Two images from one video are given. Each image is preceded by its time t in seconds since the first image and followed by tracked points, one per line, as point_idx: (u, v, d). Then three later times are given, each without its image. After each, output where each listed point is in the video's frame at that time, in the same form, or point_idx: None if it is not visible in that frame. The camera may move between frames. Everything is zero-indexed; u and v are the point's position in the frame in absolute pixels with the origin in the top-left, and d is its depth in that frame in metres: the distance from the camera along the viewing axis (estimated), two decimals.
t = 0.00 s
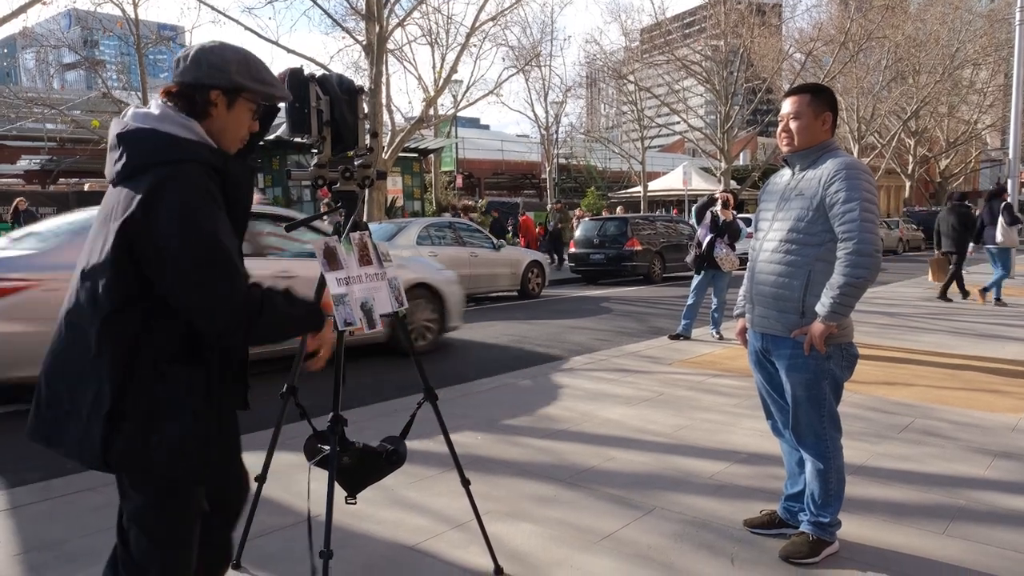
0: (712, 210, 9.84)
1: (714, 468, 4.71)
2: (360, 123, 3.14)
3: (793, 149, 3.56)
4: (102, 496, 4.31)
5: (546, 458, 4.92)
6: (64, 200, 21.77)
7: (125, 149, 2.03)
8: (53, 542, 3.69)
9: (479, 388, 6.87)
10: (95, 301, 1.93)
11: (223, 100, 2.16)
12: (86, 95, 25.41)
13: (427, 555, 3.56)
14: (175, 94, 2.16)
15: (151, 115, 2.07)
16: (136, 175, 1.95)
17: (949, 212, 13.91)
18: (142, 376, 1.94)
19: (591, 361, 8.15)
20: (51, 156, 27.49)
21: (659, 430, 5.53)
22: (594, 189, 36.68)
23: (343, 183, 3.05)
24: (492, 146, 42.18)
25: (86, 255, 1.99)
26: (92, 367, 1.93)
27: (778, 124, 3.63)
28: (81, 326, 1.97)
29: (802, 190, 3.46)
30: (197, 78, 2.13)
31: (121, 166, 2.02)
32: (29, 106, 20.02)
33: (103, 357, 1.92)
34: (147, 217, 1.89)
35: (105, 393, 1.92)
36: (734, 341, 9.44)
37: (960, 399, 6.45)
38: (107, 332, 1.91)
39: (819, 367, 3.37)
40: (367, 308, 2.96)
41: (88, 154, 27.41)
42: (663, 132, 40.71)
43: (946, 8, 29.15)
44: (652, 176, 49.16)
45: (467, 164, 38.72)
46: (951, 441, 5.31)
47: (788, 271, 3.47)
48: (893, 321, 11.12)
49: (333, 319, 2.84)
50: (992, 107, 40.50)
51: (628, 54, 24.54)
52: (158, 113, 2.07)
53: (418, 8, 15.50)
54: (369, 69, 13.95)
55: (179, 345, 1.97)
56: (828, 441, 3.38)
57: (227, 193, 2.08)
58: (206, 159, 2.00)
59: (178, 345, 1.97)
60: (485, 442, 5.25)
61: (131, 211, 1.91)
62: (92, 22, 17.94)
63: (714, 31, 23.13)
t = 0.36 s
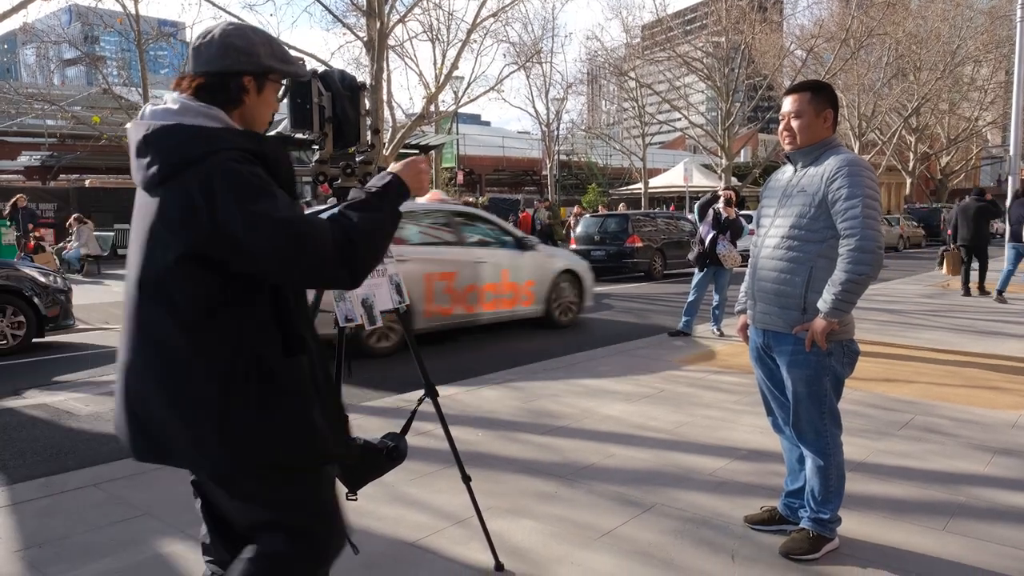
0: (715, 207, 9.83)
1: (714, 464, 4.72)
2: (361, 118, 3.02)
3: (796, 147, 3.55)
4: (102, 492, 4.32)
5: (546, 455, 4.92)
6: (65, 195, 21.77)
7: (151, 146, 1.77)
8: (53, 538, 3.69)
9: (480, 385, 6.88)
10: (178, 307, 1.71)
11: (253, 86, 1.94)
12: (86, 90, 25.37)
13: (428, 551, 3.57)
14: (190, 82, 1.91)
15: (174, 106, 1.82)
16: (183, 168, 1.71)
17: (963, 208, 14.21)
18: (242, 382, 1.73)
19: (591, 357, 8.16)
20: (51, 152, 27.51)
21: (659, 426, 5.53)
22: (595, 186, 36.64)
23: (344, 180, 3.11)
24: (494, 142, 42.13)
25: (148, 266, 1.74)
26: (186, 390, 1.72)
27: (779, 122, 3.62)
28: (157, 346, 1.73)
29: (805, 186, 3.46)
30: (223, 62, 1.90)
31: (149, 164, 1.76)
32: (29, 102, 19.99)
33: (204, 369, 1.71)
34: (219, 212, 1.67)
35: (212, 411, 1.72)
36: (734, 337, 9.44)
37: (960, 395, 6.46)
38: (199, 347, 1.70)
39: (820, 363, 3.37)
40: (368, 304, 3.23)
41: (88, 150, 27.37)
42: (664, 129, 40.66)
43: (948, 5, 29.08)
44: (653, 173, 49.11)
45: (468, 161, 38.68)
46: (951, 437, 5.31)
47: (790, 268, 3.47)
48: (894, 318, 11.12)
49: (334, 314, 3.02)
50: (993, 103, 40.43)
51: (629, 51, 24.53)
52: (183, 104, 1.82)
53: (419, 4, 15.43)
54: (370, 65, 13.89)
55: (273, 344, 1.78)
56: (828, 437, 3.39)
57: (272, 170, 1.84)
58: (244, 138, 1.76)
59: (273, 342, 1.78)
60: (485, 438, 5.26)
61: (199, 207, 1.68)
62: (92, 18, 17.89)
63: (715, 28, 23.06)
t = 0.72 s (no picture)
0: (715, 205, 9.81)
1: (714, 462, 4.73)
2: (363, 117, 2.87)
3: (795, 146, 3.54)
4: (101, 489, 4.32)
5: (547, 453, 4.92)
6: (65, 192, 21.74)
7: (314, 138, 1.89)
8: (51, 536, 3.70)
9: (481, 383, 6.88)
10: (344, 296, 1.89)
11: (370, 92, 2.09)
12: (86, 86, 25.34)
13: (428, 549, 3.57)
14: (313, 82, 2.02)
15: (320, 108, 1.95)
16: (358, 166, 1.89)
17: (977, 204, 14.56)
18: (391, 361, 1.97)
19: (592, 355, 8.16)
20: (51, 147, 27.47)
21: (660, 424, 5.53)
22: (595, 183, 36.60)
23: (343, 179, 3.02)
24: (494, 140, 42.08)
25: (307, 253, 1.86)
26: (349, 369, 1.89)
27: (778, 121, 3.61)
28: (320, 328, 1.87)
29: (803, 186, 3.45)
30: (359, 71, 2.02)
31: (311, 158, 1.87)
32: (30, 98, 19.95)
33: (368, 352, 1.92)
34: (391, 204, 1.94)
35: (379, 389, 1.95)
36: (735, 335, 9.44)
37: (959, 393, 6.46)
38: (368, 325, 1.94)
39: (820, 362, 3.37)
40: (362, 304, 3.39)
41: (89, 146, 27.33)
42: (665, 127, 40.64)
43: (946, 4, 29.11)
44: (653, 170, 49.07)
45: (468, 158, 38.66)
46: (950, 435, 5.32)
47: (790, 266, 3.47)
48: (893, 316, 11.12)
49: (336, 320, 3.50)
50: (992, 102, 40.42)
51: (630, 49, 24.54)
52: (328, 108, 1.96)
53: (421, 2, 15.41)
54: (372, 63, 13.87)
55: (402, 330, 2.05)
56: (827, 435, 3.39)
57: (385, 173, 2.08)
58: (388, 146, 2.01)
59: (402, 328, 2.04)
60: (485, 436, 5.26)
61: (377, 205, 1.91)
62: (94, 15, 18.07)
63: (715, 27, 23.03)
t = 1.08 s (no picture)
0: (714, 204, 9.80)
1: (714, 461, 4.72)
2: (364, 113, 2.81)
3: (792, 145, 3.54)
4: (99, 487, 4.32)
5: (546, 451, 4.92)
6: (64, 189, 21.66)
7: (464, 133, 2.29)
8: (50, 535, 3.69)
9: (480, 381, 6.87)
10: (465, 270, 2.37)
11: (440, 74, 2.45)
12: (86, 84, 25.30)
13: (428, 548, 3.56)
14: (430, 77, 2.38)
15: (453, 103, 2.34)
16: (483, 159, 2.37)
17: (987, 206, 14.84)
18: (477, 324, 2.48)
19: (591, 353, 8.15)
20: (50, 144, 27.40)
21: (659, 423, 5.53)
22: (595, 181, 36.54)
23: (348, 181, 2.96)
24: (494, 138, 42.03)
25: (447, 233, 2.31)
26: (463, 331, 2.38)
27: (776, 118, 3.61)
28: (454, 295, 2.33)
29: (802, 185, 3.45)
30: (468, 79, 2.43)
31: (454, 151, 2.27)
32: (30, 96, 19.92)
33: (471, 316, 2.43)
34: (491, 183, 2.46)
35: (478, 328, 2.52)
36: (734, 334, 9.43)
37: (958, 392, 6.46)
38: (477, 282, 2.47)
39: (818, 361, 3.37)
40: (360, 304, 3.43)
41: (88, 144, 27.31)
42: (665, 126, 40.60)
43: (946, 4, 29.12)
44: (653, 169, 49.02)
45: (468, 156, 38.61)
46: (949, 434, 5.31)
47: (788, 266, 3.46)
48: (893, 315, 11.11)
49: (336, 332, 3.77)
50: (991, 102, 40.43)
51: (630, 48, 24.53)
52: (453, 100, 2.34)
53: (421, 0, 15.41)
54: (372, 61, 13.86)
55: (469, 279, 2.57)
56: (826, 435, 3.39)
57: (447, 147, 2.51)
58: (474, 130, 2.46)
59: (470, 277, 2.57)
60: (485, 435, 5.25)
61: (485, 200, 2.44)
62: (95, 12, 18.21)
63: (714, 26, 22.99)
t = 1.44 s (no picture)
0: (713, 202, 9.80)
1: (714, 460, 4.72)
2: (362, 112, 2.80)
3: (790, 145, 3.53)
4: (98, 486, 4.31)
5: (545, 450, 4.92)
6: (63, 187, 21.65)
7: (481, 131, 2.30)
8: (49, 533, 3.69)
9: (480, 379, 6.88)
10: (486, 263, 2.40)
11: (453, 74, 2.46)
12: (86, 84, 25.33)
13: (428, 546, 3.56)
14: (442, 79, 2.37)
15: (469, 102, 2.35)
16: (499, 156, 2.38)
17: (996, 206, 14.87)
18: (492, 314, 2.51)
19: (591, 352, 8.16)
20: (49, 143, 27.42)
21: (659, 422, 5.52)
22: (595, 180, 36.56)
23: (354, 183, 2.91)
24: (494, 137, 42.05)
25: (471, 228, 2.33)
26: (485, 321, 2.41)
27: (774, 119, 3.61)
28: (475, 287, 2.36)
29: (801, 184, 3.44)
30: (478, 79, 2.44)
31: (475, 149, 2.29)
32: (30, 94, 19.92)
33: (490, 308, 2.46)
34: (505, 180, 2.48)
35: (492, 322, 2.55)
36: (734, 332, 9.43)
37: (958, 391, 6.46)
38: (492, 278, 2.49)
39: (817, 360, 3.37)
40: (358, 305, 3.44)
41: (88, 142, 27.33)
42: (664, 124, 40.61)
43: (945, 3, 29.14)
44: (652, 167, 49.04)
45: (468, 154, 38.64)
46: (949, 433, 5.30)
47: (787, 265, 3.46)
48: (892, 313, 11.12)
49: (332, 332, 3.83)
50: (990, 102, 40.49)
51: (629, 47, 24.53)
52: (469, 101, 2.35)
53: None
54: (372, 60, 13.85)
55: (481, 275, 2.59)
56: (825, 434, 3.39)
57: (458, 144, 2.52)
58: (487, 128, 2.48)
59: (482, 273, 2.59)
60: (485, 433, 5.25)
61: (500, 192, 2.47)
62: (95, 11, 18.19)
63: (714, 25, 23.00)
